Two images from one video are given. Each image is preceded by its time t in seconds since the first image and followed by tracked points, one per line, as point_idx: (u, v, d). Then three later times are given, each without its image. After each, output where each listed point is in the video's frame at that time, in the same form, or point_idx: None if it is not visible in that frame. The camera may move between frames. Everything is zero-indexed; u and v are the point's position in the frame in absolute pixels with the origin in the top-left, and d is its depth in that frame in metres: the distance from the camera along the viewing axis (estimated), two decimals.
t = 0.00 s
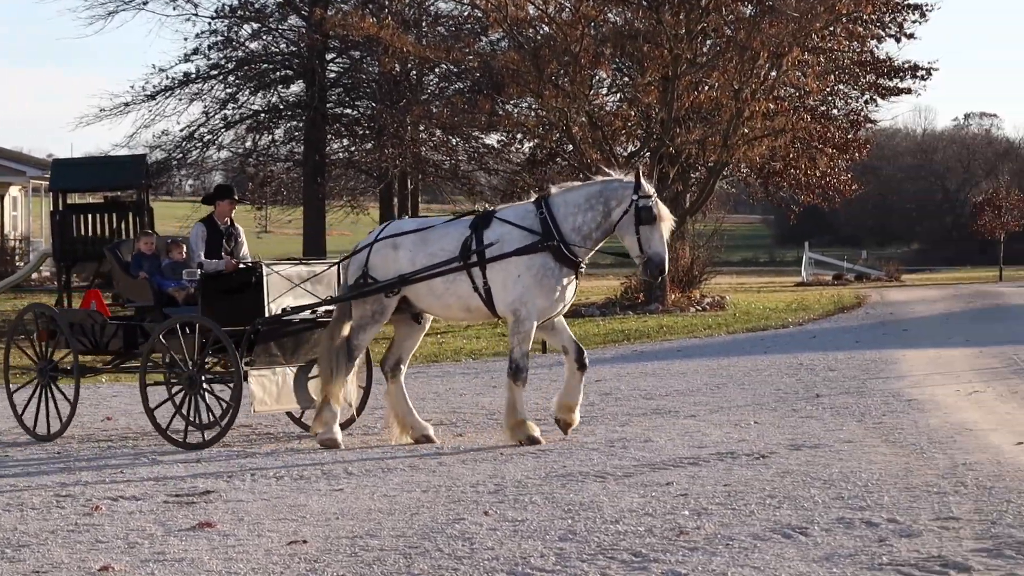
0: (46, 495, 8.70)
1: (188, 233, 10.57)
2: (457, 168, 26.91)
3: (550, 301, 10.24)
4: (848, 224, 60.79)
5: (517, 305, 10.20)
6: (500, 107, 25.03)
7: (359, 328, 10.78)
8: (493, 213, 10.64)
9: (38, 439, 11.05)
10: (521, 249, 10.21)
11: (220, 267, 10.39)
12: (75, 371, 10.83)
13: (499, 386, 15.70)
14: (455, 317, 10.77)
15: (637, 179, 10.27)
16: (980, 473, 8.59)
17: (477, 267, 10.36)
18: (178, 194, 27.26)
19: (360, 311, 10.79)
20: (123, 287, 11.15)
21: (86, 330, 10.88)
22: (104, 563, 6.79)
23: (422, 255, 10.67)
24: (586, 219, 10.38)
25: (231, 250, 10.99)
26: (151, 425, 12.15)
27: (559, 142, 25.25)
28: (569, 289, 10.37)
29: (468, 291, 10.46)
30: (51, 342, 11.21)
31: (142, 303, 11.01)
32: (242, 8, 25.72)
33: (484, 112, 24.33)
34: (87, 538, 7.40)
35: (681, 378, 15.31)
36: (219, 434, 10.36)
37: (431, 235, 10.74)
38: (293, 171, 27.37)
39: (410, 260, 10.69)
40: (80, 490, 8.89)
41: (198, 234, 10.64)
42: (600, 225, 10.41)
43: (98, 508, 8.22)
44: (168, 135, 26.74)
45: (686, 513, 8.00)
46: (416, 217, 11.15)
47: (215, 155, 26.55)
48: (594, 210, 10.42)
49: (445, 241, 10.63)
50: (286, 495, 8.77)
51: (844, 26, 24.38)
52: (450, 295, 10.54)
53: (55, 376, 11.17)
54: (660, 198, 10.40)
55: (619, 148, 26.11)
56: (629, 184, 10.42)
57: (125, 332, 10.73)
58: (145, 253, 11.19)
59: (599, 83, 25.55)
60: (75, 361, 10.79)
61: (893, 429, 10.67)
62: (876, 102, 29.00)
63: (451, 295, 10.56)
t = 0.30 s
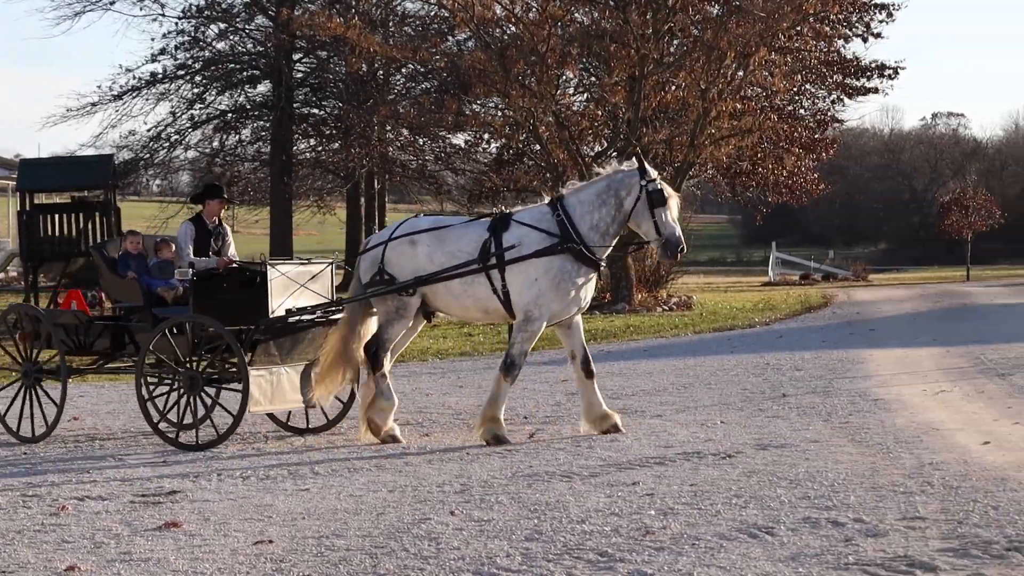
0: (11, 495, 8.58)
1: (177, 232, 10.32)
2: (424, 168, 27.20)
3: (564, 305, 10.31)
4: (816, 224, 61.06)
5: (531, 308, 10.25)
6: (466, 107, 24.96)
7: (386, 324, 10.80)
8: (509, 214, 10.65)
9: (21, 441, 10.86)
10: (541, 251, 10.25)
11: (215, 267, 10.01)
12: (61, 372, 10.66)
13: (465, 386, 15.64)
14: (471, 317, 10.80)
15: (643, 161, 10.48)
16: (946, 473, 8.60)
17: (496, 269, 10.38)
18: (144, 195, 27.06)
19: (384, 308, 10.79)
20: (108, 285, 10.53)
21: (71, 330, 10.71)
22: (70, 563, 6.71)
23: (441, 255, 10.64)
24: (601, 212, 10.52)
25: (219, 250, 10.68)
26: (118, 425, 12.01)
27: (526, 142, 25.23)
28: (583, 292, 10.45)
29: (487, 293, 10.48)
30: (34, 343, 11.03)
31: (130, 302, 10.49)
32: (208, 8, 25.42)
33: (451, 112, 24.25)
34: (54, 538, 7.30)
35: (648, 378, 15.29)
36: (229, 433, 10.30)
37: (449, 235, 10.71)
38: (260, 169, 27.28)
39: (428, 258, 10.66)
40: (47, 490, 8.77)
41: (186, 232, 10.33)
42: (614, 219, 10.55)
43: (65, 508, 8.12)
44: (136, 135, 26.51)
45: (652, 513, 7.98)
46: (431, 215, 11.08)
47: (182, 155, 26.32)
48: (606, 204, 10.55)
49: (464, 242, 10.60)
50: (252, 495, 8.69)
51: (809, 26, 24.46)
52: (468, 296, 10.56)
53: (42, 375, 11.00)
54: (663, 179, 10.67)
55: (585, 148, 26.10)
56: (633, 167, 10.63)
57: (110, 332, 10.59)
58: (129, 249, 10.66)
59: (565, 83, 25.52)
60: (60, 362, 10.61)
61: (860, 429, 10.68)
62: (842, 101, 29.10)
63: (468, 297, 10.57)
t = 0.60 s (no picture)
0: None
1: (163, 230, 10.17)
2: (386, 168, 26.82)
3: (582, 298, 10.39)
4: (779, 224, 61.41)
5: (551, 305, 10.30)
6: (429, 107, 24.85)
7: (414, 331, 10.79)
8: (517, 210, 10.62)
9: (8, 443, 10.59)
10: (556, 249, 10.27)
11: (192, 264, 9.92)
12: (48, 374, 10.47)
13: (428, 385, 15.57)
14: (487, 315, 10.83)
15: (674, 178, 10.55)
16: (908, 473, 8.64)
17: (511, 267, 10.38)
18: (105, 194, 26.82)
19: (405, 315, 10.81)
20: (94, 283, 10.22)
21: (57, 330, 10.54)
22: (30, 563, 6.62)
23: (455, 258, 10.59)
24: (623, 214, 10.55)
25: (205, 249, 10.63)
26: (80, 425, 11.90)
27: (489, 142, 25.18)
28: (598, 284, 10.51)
29: (504, 291, 10.51)
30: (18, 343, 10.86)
31: (116, 301, 10.21)
32: (172, 8, 25.34)
33: (413, 112, 24.15)
34: (13, 539, 7.20)
35: (611, 378, 15.30)
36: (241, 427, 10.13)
37: (460, 236, 10.65)
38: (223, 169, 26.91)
39: (442, 261, 10.61)
40: (8, 491, 8.65)
41: (173, 232, 10.23)
42: (633, 223, 10.59)
43: (26, 508, 8.01)
44: (98, 135, 26.32)
45: (614, 513, 7.96)
46: (438, 217, 11.00)
47: (146, 155, 26.14)
48: (629, 208, 10.59)
49: (477, 242, 10.56)
50: (215, 495, 8.60)
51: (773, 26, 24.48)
52: (486, 295, 10.58)
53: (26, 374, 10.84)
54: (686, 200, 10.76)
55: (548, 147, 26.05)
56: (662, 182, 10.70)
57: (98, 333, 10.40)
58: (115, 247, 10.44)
59: (528, 83, 25.49)
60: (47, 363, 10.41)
61: (822, 429, 10.72)
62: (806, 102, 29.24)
63: (484, 295, 10.58)
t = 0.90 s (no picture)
0: None
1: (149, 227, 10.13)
2: (344, 169, 27.00)
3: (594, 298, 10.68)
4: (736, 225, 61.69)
5: (566, 303, 10.53)
6: (387, 107, 24.73)
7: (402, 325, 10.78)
8: (522, 210, 10.89)
9: None
10: (566, 246, 10.61)
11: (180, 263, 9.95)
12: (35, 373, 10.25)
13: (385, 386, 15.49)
14: (486, 314, 10.94)
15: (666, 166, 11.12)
16: (864, 474, 8.66)
17: (520, 263, 10.60)
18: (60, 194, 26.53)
19: (400, 307, 10.77)
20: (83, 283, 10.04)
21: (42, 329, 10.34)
22: None
23: (462, 252, 10.71)
24: (622, 211, 11.00)
25: (189, 246, 10.57)
26: (37, 425, 11.74)
27: (446, 142, 25.12)
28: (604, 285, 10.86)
29: (510, 288, 10.67)
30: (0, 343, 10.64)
31: (107, 302, 10.05)
32: (129, 8, 25.04)
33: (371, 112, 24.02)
34: None
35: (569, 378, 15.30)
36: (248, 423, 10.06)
37: (466, 232, 10.79)
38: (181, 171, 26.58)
39: (448, 256, 10.71)
40: None
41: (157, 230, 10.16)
42: (632, 217, 11.06)
43: None
44: (55, 135, 26.06)
45: (571, 514, 7.93)
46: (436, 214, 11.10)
47: (103, 155, 25.89)
48: (626, 203, 11.05)
49: (483, 239, 10.73)
50: (172, 495, 8.50)
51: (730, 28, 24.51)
52: (491, 291, 10.70)
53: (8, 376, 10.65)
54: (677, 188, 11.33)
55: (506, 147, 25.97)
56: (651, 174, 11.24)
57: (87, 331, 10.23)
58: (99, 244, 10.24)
59: (486, 84, 25.46)
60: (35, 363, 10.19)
61: (780, 430, 10.76)
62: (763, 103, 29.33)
63: (490, 291, 10.71)
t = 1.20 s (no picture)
0: None
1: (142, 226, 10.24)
2: (308, 169, 26.67)
3: (596, 295, 10.97)
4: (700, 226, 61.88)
5: (570, 299, 10.82)
6: (350, 107, 24.60)
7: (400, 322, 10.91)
8: (527, 208, 11.10)
9: None
10: (572, 243, 10.87)
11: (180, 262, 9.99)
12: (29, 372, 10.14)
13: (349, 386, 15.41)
14: (490, 312, 11.09)
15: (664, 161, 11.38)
16: (825, 475, 8.69)
17: (529, 260, 10.81)
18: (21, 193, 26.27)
19: (399, 307, 10.87)
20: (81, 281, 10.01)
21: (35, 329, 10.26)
22: None
23: (472, 249, 10.84)
24: (621, 207, 11.31)
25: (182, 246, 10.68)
26: None
27: (410, 143, 25.06)
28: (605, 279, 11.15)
29: (518, 285, 10.85)
30: None
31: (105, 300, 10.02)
32: (93, 7, 25.07)
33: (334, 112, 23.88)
34: None
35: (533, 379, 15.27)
36: (259, 419, 10.08)
37: (475, 230, 10.93)
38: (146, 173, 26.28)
39: (458, 254, 10.83)
40: None
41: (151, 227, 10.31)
42: (632, 212, 11.39)
43: None
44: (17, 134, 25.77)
45: (533, 514, 7.90)
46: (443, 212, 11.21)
47: (66, 155, 25.68)
48: (626, 199, 11.37)
49: (492, 236, 10.90)
50: (134, 495, 8.40)
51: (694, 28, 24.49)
52: (500, 288, 10.87)
53: None
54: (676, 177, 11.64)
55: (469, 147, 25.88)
56: (650, 166, 11.53)
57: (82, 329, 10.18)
58: (97, 243, 10.16)
59: (449, 84, 25.41)
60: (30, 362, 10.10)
61: (743, 430, 10.79)
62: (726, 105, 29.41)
63: (498, 288, 10.89)
